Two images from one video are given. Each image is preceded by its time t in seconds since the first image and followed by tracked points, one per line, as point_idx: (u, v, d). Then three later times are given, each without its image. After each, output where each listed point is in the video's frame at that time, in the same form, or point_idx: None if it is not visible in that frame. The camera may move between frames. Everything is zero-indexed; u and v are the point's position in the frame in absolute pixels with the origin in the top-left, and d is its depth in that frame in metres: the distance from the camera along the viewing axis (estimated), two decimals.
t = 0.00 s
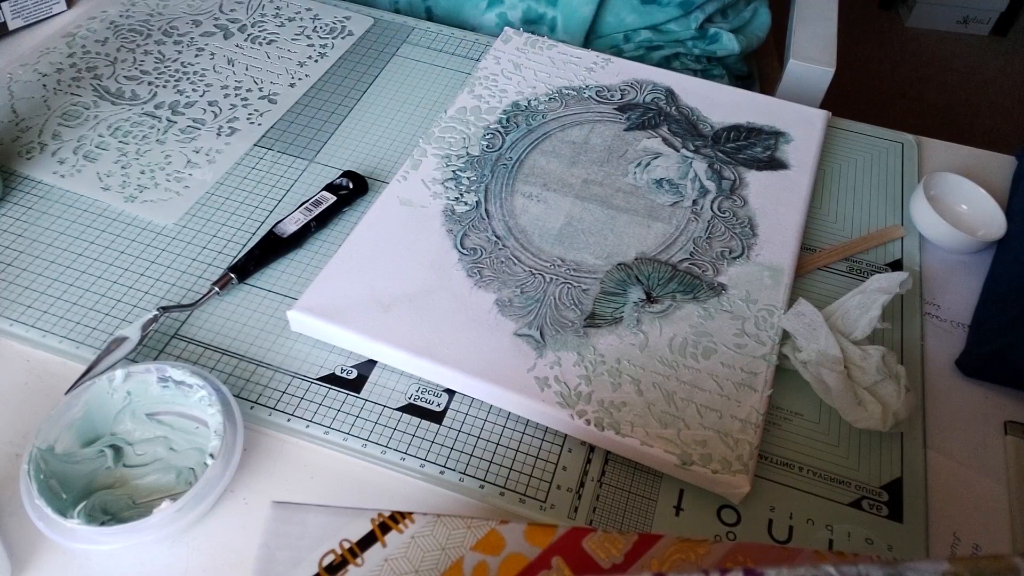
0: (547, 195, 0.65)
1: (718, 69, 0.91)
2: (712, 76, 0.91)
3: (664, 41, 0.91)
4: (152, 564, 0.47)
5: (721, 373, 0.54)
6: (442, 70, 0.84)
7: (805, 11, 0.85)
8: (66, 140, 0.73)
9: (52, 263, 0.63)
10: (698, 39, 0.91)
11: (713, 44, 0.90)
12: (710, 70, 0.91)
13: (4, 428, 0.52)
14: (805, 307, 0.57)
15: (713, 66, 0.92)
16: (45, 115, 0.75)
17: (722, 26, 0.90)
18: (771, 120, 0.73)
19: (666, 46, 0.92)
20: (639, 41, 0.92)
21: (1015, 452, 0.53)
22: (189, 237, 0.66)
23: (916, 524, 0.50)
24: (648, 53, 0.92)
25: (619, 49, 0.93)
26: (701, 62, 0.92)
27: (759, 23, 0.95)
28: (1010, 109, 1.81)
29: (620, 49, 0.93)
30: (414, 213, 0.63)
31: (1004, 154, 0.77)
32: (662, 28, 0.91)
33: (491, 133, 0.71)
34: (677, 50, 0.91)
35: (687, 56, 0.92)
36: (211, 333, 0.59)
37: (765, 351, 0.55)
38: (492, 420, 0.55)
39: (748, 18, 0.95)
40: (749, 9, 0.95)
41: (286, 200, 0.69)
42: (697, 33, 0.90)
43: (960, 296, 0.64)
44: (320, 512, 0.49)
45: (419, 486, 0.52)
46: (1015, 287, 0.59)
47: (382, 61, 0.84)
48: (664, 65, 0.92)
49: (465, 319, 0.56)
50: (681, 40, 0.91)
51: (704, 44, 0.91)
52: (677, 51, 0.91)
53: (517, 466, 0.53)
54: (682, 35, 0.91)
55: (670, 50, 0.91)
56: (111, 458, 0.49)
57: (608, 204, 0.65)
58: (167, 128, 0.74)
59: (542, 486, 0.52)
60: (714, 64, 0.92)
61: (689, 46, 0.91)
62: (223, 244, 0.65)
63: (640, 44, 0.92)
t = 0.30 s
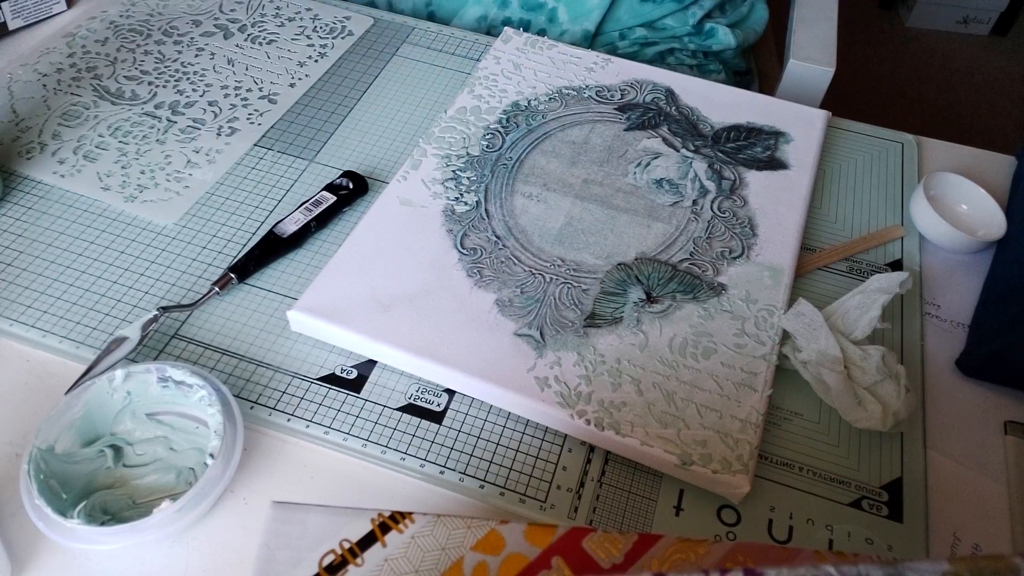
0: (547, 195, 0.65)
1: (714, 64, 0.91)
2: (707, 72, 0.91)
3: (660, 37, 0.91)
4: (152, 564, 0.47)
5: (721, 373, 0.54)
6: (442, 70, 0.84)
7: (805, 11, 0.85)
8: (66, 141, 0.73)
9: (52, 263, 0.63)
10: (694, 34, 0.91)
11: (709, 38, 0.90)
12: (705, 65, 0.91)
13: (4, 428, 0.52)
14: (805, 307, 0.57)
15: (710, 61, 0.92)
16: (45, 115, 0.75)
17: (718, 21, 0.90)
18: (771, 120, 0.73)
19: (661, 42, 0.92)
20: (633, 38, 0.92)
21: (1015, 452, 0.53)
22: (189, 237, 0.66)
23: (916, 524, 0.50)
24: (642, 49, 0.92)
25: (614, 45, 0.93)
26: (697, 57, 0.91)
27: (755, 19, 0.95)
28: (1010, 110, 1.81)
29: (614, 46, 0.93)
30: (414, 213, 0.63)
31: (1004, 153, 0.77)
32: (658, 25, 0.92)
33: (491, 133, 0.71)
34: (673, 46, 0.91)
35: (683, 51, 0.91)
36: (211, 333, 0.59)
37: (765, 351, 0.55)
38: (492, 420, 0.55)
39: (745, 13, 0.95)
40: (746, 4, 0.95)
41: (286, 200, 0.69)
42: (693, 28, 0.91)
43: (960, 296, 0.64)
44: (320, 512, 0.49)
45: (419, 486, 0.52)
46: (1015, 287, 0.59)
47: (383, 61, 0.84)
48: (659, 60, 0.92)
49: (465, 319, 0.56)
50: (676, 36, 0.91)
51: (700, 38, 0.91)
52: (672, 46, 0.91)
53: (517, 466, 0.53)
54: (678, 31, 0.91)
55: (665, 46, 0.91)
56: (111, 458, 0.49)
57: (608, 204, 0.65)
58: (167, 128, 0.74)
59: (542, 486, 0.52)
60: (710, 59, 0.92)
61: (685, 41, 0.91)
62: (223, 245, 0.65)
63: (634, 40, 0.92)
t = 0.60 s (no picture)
0: (547, 195, 0.65)
1: (716, 65, 0.91)
2: (709, 73, 0.91)
3: (661, 39, 0.91)
4: (152, 564, 0.47)
5: (721, 373, 0.54)
6: (443, 70, 0.84)
7: (805, 10, 0.85)
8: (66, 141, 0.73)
9: (52, 263, 0.63)
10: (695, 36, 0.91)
11: (711, 40, 0.91)
12: (707, 67, 0.91)
13: (4, 428, 0.52)
14: (805, 307, 0.57)
15: (711, 63, 0.92)
16: (45, 115, 0.75)
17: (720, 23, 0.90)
18: (771, 120, 0.73)
19: (662, 43, 0.91)
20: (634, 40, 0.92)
21: (1015, 452, 0.53)
22: (189, 237, 0.66)
23: (916, 524, 0.50)
24: (644, 51, 0.92)
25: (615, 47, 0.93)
26: (699, 59, 0.91)
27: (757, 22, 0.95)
28: (1010, 110, 1.81)
29: (615, 48, 0.93)
30: (414, 213, 0.63)
31: (1004, 153, 0.77)
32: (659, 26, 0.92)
33: (491, 133, 0.71)
34: (674, 47, 0.91)
35: (684, 53, 0.91)
36: (211, 333, 0.59)
37: (765, 351, 0.55)
38: (492, 420, 0.55)
39: (747, 15, 0.95)
40: (748, 6, 0.95)
41: (286, 200, 0.69)
42: (694, 30, 0.91)
43: (960, 296, 0.64)
44: (320, 512, 0.49)
45: (419, 486, 0.52)
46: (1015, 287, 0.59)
47: (383, 61, 0.84)
48: (660, 62, 0.91)
49: (465, 319, 0.56)
50: (677, 38, 0.91)
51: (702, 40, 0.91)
52: (674, 48, 0.91)
53: (517, 466, 0.53)
54: (679, 33, 0.91)
55: (667, 47, 0.91)
56: (111, 458, 0.49)
57: (608, 204, 0.65)
58: (167, 128, 0.74)
59: (542, 486, 0.52)
60: (712, 61, 0.92)
61: (687, 43, 0.91)
62: (223, 245, 0.65)
63: (636, 42, 0.92)
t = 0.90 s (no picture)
0: (547, 195, 0.65)
1: (720, 65, 0.91)
2: (713, 72, 0.90)
3: (663, 38, 0.92)
4: (152, 564, 0.47)
5: (721, 373, 0.54)
6: (443, 70, 0.84)
7: (805, 10, 0.85)
8: (66, 141, 0.73)
9: (52, 263, 0.63)
10: (698, 34, 0.91)
11: (714, 40, 0.91)
12: (711, 66, 0.91)
13: (4, 428, 0.52)
14: (805, 307, 0.57)
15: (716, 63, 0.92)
16: (44, 114, 0.75)
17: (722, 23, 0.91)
18: (771, 120, 0.73)
19: (666, 44, 0.92)
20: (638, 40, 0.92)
21: (1015, 452, 0.53)
22: (189, 237, 0.66)
23: (916, 524, 0.50)
24: (649, 51, 0.91)
25: (620, 48, 0.92)
26: (703, 59, 0.91)
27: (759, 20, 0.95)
28: (1010, 110, 1.81)
29: (620, 48, 0.92)
30: (414, 213, 0.63)
31: (1005, 153, 0.77)
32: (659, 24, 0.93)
33: (491, 133, 0.71)
34: (679, 48, 0.91)
35: (689, 52, 0.91)
36: (211, 333, 0.59)
37: (765, 351, 0.55)
38: (492, 420, 0.55)
39: (748, 14, 0.95)
40: (749, 5, 0.96)
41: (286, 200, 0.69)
42: (695, 28, 0.91)
43: (959, 296, 0.64)
44: (320, 512, 0.49)
45: (419, 486, 0.52)
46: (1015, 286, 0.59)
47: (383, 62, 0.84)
48: (665, 62, 0.91)
49: (465, 318, 0.56)
50: (679, 35, 0.92)
51: (705, 40, 0.91)
52: (678, 48, 0.91)
53: (517, 466, 0.53)
54: (679, 29, 0.92)
55: (671, 47, 0.91)
56: (111, 458, 0.49)
57: (608, 204, 0.65)
58: (167, 127, 0.74)
59: (541, 486, 0.52)
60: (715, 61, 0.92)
61: (689, 42, 0.91)
62: (223, 245, 0.65)
63: (640, 42, 0.92)
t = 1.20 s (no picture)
0: (547, 195, 0.65)
1: (716, 64, 0.91)
2: (709, 71, 0.90)
3: (659, 38, 0.92)
4: (152, 564, 0.47)
5: (721, 373, 0.54)
6: (443, 70, 0.84)
7: (805, 10, 0.84)
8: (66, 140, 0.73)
9: (52, 263, 0.63)
10: (694, 33, 0.92)
11: (709, 40, 0.91)
12: (707, 65, 0.91)
13: (4, 428, 0.52)
14: (805, 307, 0.57)
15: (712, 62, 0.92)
16: (45, 114, 0.75)
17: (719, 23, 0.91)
18: (771, 120, 0.73)
19: (662, 43, 0.92)
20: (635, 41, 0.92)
21: (1015, 452, 0.53)
22: (189, 237, 0.66)
23: (916, 524, 0.50)
24: (643, 50, 0.91)
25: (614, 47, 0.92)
26: (699, 58, 0.91)
27: (758, 24, 0.96)
28: (1010, 110, 1.81)
29: (615, 48, 0.92)
30: (414, 213, 0.63)
31: (1004, 153, 0.77)
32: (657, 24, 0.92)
33: (491, 133, 0.71)
34: (673, 46, 0.91)
35: (684, 52, 0.91)
36: (211, 333, 0.59)
37: (765, 351, 0.55)
38: (492, 420, 0.55)
39: (748, 16, 0.96)
40: (748, 7, 0.96)
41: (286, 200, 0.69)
42: (691, 26, 0.91)
43: (959, 296, 0.64)
44: (320, 512, 0.49)
45: (419, 486, 0.52)
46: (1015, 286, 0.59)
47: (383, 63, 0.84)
48: (660, 61, 0.91)
49: (465, 318, 0.56)
50: (675, 35, 0.92)
51: (701, 40, 0.91)
52: (673, 47, 0.91)
53: (517, 466, 0.53)
54: (676, 29, 0.92)
55: (666, 46, 0.91)
56: (111, 458, 0.49)
57: (608, 204, 0.65)
58: (167, 128, 0.74)
59: (542, 486, 0.52)
60: (711, 59, 0.92)
61: (686, 41, 0.92)
62: (224, 245, 0.65)
63: (635, 43, 0.92)
